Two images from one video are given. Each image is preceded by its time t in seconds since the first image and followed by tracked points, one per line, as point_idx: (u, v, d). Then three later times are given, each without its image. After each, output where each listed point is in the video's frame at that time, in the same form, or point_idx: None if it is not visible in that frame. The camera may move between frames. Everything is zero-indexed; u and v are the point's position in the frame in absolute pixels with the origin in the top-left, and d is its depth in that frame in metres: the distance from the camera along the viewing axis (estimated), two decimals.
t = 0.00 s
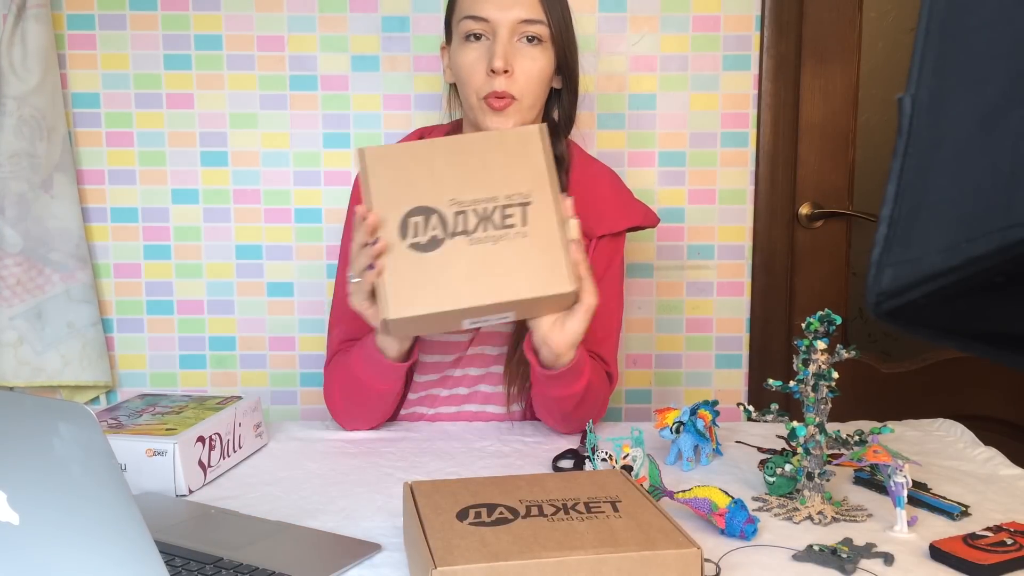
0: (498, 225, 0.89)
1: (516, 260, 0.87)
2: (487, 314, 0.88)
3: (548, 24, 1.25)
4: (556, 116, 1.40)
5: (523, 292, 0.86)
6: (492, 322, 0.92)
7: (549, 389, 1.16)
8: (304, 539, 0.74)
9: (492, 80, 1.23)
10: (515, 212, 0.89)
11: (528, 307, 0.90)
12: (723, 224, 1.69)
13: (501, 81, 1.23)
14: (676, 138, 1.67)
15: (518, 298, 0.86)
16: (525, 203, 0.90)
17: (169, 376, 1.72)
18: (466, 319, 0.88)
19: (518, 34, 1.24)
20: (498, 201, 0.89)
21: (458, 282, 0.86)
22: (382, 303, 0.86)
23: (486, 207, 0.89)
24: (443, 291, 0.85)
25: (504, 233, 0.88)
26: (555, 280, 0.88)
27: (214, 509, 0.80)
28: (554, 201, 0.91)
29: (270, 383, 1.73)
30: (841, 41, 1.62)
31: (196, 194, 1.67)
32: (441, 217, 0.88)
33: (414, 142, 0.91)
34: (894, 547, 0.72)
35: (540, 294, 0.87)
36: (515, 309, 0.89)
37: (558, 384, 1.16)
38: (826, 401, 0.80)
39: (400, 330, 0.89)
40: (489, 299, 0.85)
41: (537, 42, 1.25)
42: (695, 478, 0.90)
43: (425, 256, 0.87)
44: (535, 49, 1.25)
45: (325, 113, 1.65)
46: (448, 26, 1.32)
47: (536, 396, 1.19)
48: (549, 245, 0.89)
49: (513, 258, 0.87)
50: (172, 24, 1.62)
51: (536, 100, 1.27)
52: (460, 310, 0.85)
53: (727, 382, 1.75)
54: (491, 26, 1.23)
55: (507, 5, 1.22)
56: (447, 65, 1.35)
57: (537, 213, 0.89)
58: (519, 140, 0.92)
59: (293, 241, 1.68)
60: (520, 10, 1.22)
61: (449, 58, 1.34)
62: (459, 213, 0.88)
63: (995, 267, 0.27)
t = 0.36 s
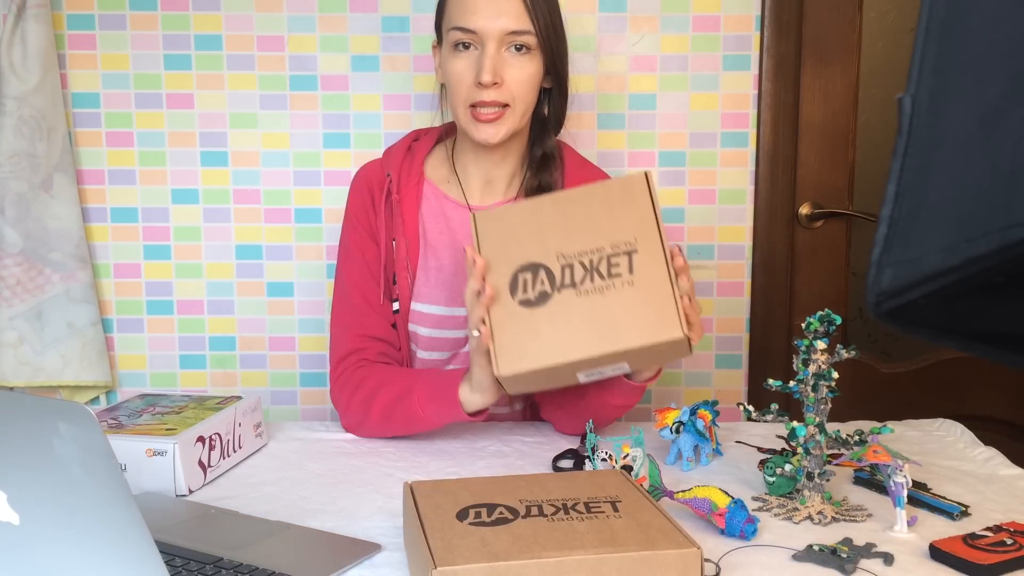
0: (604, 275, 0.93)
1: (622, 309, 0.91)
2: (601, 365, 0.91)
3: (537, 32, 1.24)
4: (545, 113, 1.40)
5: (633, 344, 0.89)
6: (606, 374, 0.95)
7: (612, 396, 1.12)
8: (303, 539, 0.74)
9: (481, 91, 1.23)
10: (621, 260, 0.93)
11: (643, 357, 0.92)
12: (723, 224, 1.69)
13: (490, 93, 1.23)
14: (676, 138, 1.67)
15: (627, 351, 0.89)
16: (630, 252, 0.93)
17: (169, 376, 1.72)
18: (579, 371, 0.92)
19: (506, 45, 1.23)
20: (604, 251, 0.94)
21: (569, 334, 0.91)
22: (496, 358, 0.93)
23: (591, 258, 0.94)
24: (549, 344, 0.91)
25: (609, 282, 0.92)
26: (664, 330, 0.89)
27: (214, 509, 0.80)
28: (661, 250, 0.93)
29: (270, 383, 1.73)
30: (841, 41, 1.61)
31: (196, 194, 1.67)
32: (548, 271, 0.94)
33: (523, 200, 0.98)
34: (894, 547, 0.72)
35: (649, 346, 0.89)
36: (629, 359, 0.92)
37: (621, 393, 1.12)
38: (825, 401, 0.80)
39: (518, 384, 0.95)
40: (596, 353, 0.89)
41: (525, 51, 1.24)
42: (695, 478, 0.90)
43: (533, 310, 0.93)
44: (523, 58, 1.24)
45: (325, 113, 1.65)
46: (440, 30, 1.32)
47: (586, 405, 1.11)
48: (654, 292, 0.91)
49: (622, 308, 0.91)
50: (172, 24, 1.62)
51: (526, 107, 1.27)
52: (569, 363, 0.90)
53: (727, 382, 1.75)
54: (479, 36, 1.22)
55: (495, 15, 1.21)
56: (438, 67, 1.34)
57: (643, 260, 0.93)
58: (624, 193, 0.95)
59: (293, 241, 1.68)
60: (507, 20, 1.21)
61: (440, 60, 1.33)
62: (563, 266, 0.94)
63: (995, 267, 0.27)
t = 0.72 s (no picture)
0: (606, 291, 0.94)
1: (624, 326, 0.92)
2: (600, 381, 0.92)
3: (534, 31, 1.24)
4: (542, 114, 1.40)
5: (632, 361, 0.90)
6: (605, 389, 0.96)
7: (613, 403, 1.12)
8: (303, 540, 0.74)
9: (478, 89, 1.23)
10: (623, 277, 0.94)
11: (641, 373, 0.93)
12: (723, 224, 1.69)
13: (488, 90, 1.22)
14: (676, 138, 1.67)
15: (626, 368, 0.90)
16: (634, 268, 0.94)
17: (169, 376, 1.72)
18: (577, 386, 0.93)
19: (504, 44, 1.23)
20: (607, 266, 0.94)
21: (569, 349, 0.92)
22: (494, 371, 0.94)
23: (595, 274, 0.94)
24: (547, 358, 0.92)
25: (612, 299, 0.93)
26: (663, 348, 0.90)
27: (214, 509, 0.80)
28: (664, 267, 0.93)
29: (270, 383, 1.73)
30: (841, 40, 1.61)
31: (196, 194, 1.67)
32: (551, 285, 0.95)
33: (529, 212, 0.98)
34: (894, 547, 0.72)
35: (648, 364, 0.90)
36: (627, 376, 0.93)
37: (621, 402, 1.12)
38: (826, 401, 0.80)
39: (516, 396, 0.96)
40: (594, 370, 0.90)
41: (522, 51, 1.24)
42: (695, 478, 0.90)
43: (533, 323, 0.94)
44: (521, 57, 1.24)
45: (325, 113, 1.65)
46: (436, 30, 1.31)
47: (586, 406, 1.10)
48: (656, 309, 0.92)
49: (623, 325, 0.92)
50: (172, 24, 1.62)
51: (523, 107, 1.27)
52: (566, 378, 0.91)
53: (727, 382, 1.75)
54: (477, 35, 1.22)
55: (493, 13, 1.21)
56: (434, 68, 1.34)
57: (645, 277, 0.93)
58: (631, 210, 0.95)
59: (293, 240, 1.68)
60: (505, 19, 1.21)
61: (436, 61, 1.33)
62: (568, 281, 0.94)
63: (995, 267, 0.27)
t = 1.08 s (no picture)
0: (597, 248, 0.93)
1: (612, 278, 0.90)
2: (589, 334, 0.90)
3: (528, 23, 1.24)
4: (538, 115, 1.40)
5: (618, 310, 0.88)
6: (596, 349, 0.93)
7: (602, 373, 1.19)
8: (304, 540, 0.74)
9: (474, 79, 1.22)
10: (614, 235, 0.93)
11: (632, 330, 0.91)
12: (723, 224, 1.69)
13: (483, 80, 1.22)
14: (676, 138, 1.67)
15: (612, 317, 0.88)
16: (624, 228, 0.93)
17: (169, 376, 1.72)
18: (566, 340, 0.91)
19: (498, 34, 1.23)
20: (598, 227, 0.94)
21: (558, 300, 0.91)
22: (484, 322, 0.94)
23: (586, 233, 0.94)
24: (535, 310, 0.92)
25: (602, 256, 0.92)
26: (651, 298, 0.88)
27: (214, 509, 0.80)
28: (655, 226, 0.92)
29: (270, 383, 1.73)
30: (841, 40, 1.61)
31: (196, 194, 1.67)
32: (542, 245, 0.96)
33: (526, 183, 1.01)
34: (894, 547, 0.72)
35: (635, 313, 0.87)
36: (617, 332, 0.91)
37: (612, 369, 1.19)
38: (826, 401, 0.80)
39: (507, 354, 0.96)
40: (579, 319, 0.88)
41: (517, 42, 1.25)
42: (695, 478, 0.90)
43: (525, 280, 0.95)
44: (515, 48, 1.24)
45: (325, 113, 1.65)
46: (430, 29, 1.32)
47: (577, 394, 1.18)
48: (646, 264, 0.90)
49: (611, 277, 0.90)
50: (172, 24, 1.62)
51: (518, 100, 1.27)
52: (553, 329, 0.89)
53: (727, 382, 1.75)
54: (471, 26, 1.22)
55: (487, 6, 1.21)
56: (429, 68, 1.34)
57: (635, 235, 0.92)
58: (624, 177, 0.96)
59: (293, 241, 1.68)
60: (500, 10, 1.22)
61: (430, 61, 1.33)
62: (558, 240, 0.95)
63: (995, 266, 0.27)
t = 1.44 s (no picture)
0: (596, 221, 0.93)
1: (610, 248, 0.91)
2: (587, 303, 0.90)
3: (516, 30, 1.23)
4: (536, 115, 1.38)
5: (614, 276, 0.88)
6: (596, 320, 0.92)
7: (603, 356, 1.18)
8: (304, 540, 0.74)
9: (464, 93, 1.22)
10: (613, 209, 0.94)
11: (630, 302, 0.91)
12: (723, 224, 1.69)
13: (474, 94, 1.22)
14: (676, 138, 1.67)
15: (609, 283, 0.88)
16: (623, 202, 0.94)
17: (169, 376, 1.72)
18: (565, 310, 0.91)
19: (486, 45, 1.23)
20: (598, 202, 0.95)
21: (557, 270, 0.91)
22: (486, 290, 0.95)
23: (586, 207, 0.95)
24: (534, 278, 0.92)
25: (600, 228, 0.93)
26: (647, 265, 0.88)
27: (214, 509, 0.80)
28: (653, 199, 0.93)
29: (270, 383, 1.73)
30: (841, 40, 1.61)
31: (196, 194, 1.67)
32: (545, 219, 0.96)
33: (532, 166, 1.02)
34: (894, 547, 0.72)
35: (631, 279, 0.88)
36: (614, 302, 0.91)
37: (611, 351, 1.18)
38: (826, 401, 0.80)
39: (508, 327, 0.96)
40: (576, 285, 0.89)
41: (506, 50, 1.24)
42: (695, 478, 0.90)
43: (526, 251, 0.96)
44: (505, 57, 1.23)
45: (325, 113, 1.65)
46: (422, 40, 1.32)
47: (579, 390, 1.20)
48: (643, 234, 0.90)
49: (609, 247, 0.91)
50: (172, 24, 1.62)
51: (513, 107, 1.26)
52: (551, 295, 0.90)
53: (727, 382, 1.75)
54: (457, 40, 1.22)
55: (472, 17, 1.20)
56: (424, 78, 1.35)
57: (633, 208, 0.93)
58: (624, 156, 0.97)
59: (293, 241, 1.68)
60: (486, 22, 1.21)
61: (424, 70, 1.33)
62: (560, 213, 0.95)
63: (996, 266, 0.27)
